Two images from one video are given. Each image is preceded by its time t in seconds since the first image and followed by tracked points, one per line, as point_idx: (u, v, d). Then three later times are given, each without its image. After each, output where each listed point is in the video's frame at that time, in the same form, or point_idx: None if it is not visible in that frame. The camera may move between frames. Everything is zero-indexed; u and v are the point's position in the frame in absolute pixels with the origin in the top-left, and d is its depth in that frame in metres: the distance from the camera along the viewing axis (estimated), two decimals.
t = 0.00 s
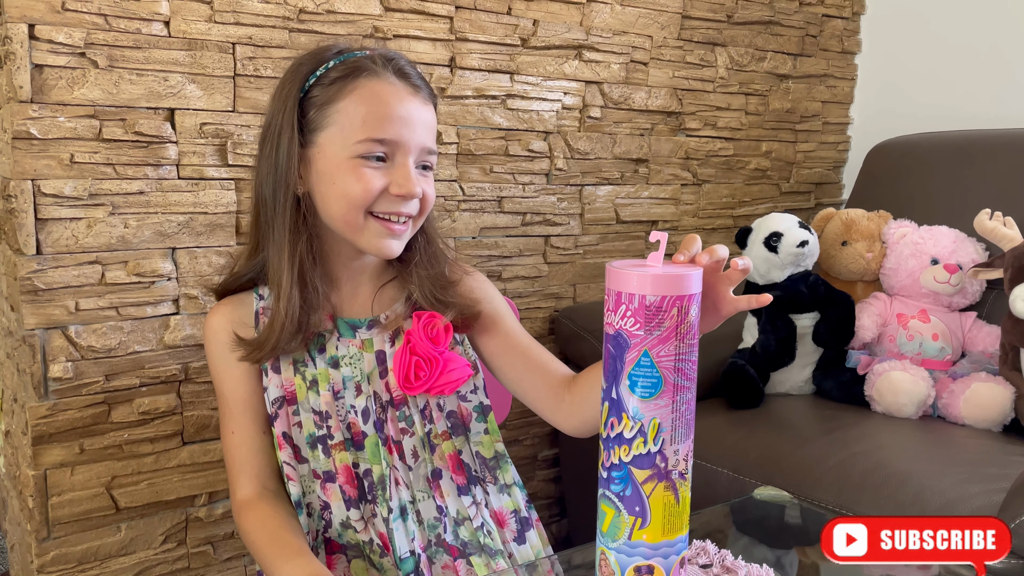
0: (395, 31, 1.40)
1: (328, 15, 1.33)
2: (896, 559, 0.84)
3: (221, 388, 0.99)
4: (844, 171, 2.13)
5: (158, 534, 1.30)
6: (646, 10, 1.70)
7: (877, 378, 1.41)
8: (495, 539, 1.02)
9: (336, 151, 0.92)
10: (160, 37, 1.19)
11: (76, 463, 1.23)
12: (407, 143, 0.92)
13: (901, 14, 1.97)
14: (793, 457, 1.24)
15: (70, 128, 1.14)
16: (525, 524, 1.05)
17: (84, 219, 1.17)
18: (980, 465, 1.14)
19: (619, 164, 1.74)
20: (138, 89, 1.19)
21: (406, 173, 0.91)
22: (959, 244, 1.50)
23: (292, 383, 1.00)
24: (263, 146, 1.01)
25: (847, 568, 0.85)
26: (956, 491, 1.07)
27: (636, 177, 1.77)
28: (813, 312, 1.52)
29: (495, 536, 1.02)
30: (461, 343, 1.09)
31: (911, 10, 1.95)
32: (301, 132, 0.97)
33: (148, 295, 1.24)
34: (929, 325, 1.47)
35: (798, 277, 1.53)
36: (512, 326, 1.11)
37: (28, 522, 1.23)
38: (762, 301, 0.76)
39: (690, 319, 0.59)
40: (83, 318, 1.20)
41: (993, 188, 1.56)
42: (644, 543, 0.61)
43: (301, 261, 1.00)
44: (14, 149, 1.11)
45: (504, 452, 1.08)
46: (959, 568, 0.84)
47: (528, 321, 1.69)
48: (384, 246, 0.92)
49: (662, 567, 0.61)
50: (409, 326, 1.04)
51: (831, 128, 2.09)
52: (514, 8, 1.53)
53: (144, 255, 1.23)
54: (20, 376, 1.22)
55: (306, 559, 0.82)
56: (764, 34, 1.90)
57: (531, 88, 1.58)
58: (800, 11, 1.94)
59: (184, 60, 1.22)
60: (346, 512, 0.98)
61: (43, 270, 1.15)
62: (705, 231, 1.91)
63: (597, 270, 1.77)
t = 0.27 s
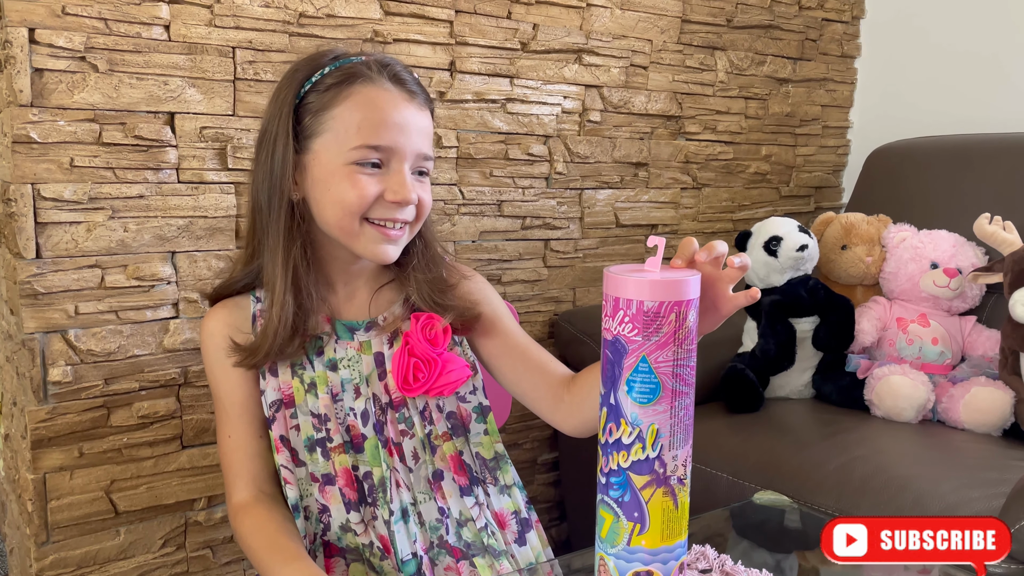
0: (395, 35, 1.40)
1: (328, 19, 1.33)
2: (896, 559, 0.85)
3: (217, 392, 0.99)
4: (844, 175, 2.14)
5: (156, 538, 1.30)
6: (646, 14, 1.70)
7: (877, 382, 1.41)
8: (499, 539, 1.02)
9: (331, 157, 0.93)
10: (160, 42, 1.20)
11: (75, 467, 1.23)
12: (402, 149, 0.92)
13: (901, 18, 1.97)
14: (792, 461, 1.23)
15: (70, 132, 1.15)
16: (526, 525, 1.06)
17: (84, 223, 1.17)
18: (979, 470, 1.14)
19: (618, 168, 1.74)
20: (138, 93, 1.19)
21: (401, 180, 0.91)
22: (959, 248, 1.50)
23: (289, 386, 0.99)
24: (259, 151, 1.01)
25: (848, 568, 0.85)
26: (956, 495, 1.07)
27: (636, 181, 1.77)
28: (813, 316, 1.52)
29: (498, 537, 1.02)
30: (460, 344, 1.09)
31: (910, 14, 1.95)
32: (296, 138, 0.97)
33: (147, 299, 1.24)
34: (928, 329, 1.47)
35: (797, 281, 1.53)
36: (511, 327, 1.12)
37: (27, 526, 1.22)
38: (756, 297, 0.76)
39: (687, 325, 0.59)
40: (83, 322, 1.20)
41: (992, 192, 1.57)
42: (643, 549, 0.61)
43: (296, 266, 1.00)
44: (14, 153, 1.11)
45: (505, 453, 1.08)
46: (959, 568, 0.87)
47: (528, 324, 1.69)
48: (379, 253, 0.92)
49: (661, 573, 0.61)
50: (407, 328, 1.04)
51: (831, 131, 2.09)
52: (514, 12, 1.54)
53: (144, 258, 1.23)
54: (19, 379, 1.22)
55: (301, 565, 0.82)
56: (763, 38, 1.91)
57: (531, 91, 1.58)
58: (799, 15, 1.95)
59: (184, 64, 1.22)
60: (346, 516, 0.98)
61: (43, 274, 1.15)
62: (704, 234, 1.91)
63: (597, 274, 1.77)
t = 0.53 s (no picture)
0: (396, 38, 1.40)
1: (328, 22, 1.34)
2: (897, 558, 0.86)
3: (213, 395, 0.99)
4: (844, 178, 2.14)
5: (156, 541, 1.30)
6: (646, 17, 1.71)
7: (877, 385, 1.41)
8: (495, 543, 1.02)
9: (326, 162, 0.93)
10: (161, 44, 1.20)
11: (74, 470, 1.22)
12: (397, 154, 0.92)
13: (901, 21, 1.97)
14: (792, 464, 1.23)
15: (71, 134, 1.15)
16: (523, 528, 1.05)
17: (84, 226, 1.17)
18: (979, 473, 1.14)
19: (619, 171, 1.74)
20: (138, 96, 1.19)
21: (396, 184, 0.91)
22: (959, 251, 1.50)
23: (284, 389, 1.00)
24: (254, 154, 1.01)
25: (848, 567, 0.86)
26: (956, 499, 1.07)
27: (636, 184, 1.77)
28: (814, 319, 1.52)
29: (494, 541, 1.02)
30: (458, 346, 1.10)
31: (910, 17, 1.95)
32: (291, 142, 0.97)
33: (147, 301, 1.24)
34: (929, 332, 1.47)
35: (797, 284, 1.53)
36: (510, 327, 1.12)
37: (26, 528, 1.22)
38: (751, 295, 0.76)
39: (686, 331, 0.59)
40: (82, 324, 1.19)
41: (991, 195, 1.56)
42: (642, 553, 0.61)
43: (290, 270, 1.00)
44: (14, 156, 1.11)
45: (501, 456, 1.08)
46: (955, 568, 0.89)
47: (528, 327, 1.69)
48: (373, 258, 0.92)
49: None
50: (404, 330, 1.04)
51: (831, 134, 2.09)
52: (515, 15, 1.54)
53: (144, 261, 1.23)
54: (18, 382, 1.22)
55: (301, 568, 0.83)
56: (763, 41, 1.91)
57: (531, 94, 1.58)
58: (800, 19, 1.95)
59: (185, 67, 1.22)
60: (341, 519, 0.98)
61: (43, 276, 1.15)
62: (704, 237, 1.91)
63: (597, 276, 1.77)
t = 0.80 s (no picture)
0: (396, 40, 1.40)
1: (328, 25, 1.34)
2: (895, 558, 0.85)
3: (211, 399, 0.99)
4: (844, 181, 2.14)
5: (155, 543, 1.30)
6: (646, 19, 1.71)
7: (877, 388, 1.41)
8: (489, 550, 1.02)
9: (324, 164, 0.92)
10: (161, 46, 1.20)
11: (73, 472, 1.22)
12: (396, 157, 0.92)
13: (901, 24, 1.98)
14: (792, 467, 1.23)
15: (71, 137, 1.15)
16: (519, 534, 1.05)
17: (84, 228, 1.17)
18: (980, 476, 1.14)
19: (619, 173, 1.74)
20: (138, 98, 1.19)
21: (395, 187, 0.91)
22: (959, 254, 1.50)
23: (281, 394, 1.00)
24: (252, 156, 1.01)
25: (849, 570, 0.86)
26: (956, 502, 1.06)
27: (636, 187, 1.77)
28: (813, 321, 1.52)
29: (488, 548, 1.02)
30: (455, 352, 1.10)
31: (910, 20, 1.95)
32: (290, 143, 0.97)
33: (147, 304, 1.24)
34: (929, 335, 1.47)
35: (798, 286, 1.52)
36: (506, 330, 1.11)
37: (25, 531, 1.22)
38: (748, 297, 0.77)
39: (684, 334, 0.59)
40: (82, 326, 1.19)
41: (992, 198, 1.56)
42: (641, 556, 0.61)
43: (287, 273, 0.99)
44: (14, 158, 1.11)
45: (497, 462, 1.08)
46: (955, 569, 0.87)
47: (528, 330, 1.69)
48: (370, 261, 0.92)
49: None
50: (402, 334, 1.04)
51: (831, 137, 2.09)
52: (515, 18, 1.54)
53: (144, 263, 1.23)
54: (18, 385, 1.21)
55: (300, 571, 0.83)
56: (763, 43, 1.91)
57: (532, 97, 1.58)
58: (800, 21, 1.95)
59: (185, 69, 1.22)
60: (336, 525, 0.98)
61: (43, 278, 1.15)
62: (704, 240, 1.91)
63: (597, 279, 1.77)
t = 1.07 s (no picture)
0: (397, 42, 1.40)
1: (329, 27, 1.34)
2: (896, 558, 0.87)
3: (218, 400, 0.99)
4: (844, 183, 2.14)
5: (156, 545, 1.30)
6: (646, 21, 1.71)
7: (877, 390, 1.41)
8: (492, 552, 1.02)
9: (329, 167, 0.93)
10: (162, 48, 1.20)
11: (74, 474, 1.22)
12: (400, 159, 0.92)
13: (901, 26, 1.98)
14: (793, 469, 1.23)
15: (72, 138, 1.15)
16: (522, 536, 1.05)
17: (85, 229, 1.17)
18: (981, 478, 1.14)
19: (619, 175, 1.74)
20: (139, 100, 1.19)
21: (399, 189, 0.91)
22: (959, 256, 1.50)
23: (288, 395, 1.00)
24: (257, 159, 1.01)
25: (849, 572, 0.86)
26: (957, 504, 1.06)
27: (637, 189, 1.77)
28: (814, 323, 1.52)
29: (491, 550, 1.02)
30: (459, 353, 1.10)
31: (911, 22, 1.95)
32: (294, 147, 0.97)
33: (148, 305, 1.24)
34: (929, 337, 1.47)
35: (799, 288, 1.53)
36: (511, 331, 1.12)
37: (25, 532, 1.22)
38: (750, 301, 0.76)
39: (686, 336, 0.59)
40: (83, 328, 1.19)
41: (992, 200, 1.56)
42: (642, 558, 0.61)
43: (293, 276, 0.99)
44: (16, 159, 1.11)
45: (501, 463, 1.08)
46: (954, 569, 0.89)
47: (529, 331, 1.69)
48: (377, 263, 0.92)
49: None
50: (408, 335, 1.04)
51: (831, 139, 2.09)
52: (516, 20, 1.54)
53: (145, 265, 1.23)
54: (19, 386, 1.21)
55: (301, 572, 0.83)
56: (764, 45, 1.91)
57: (532, 99, 1.58)
58: (800, 23, 1.95)
59: (186, 71, 1.22)
60: (341, 525, 0.98)
61: (44, 280, 1.15)
62: (705, 242, 1.91)
63: (598, 281, 1.77)
